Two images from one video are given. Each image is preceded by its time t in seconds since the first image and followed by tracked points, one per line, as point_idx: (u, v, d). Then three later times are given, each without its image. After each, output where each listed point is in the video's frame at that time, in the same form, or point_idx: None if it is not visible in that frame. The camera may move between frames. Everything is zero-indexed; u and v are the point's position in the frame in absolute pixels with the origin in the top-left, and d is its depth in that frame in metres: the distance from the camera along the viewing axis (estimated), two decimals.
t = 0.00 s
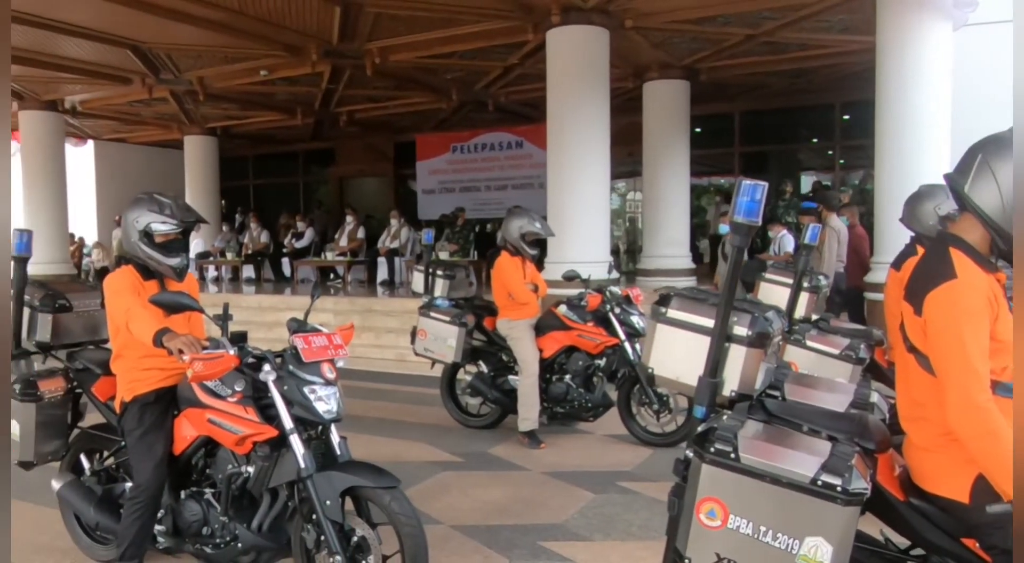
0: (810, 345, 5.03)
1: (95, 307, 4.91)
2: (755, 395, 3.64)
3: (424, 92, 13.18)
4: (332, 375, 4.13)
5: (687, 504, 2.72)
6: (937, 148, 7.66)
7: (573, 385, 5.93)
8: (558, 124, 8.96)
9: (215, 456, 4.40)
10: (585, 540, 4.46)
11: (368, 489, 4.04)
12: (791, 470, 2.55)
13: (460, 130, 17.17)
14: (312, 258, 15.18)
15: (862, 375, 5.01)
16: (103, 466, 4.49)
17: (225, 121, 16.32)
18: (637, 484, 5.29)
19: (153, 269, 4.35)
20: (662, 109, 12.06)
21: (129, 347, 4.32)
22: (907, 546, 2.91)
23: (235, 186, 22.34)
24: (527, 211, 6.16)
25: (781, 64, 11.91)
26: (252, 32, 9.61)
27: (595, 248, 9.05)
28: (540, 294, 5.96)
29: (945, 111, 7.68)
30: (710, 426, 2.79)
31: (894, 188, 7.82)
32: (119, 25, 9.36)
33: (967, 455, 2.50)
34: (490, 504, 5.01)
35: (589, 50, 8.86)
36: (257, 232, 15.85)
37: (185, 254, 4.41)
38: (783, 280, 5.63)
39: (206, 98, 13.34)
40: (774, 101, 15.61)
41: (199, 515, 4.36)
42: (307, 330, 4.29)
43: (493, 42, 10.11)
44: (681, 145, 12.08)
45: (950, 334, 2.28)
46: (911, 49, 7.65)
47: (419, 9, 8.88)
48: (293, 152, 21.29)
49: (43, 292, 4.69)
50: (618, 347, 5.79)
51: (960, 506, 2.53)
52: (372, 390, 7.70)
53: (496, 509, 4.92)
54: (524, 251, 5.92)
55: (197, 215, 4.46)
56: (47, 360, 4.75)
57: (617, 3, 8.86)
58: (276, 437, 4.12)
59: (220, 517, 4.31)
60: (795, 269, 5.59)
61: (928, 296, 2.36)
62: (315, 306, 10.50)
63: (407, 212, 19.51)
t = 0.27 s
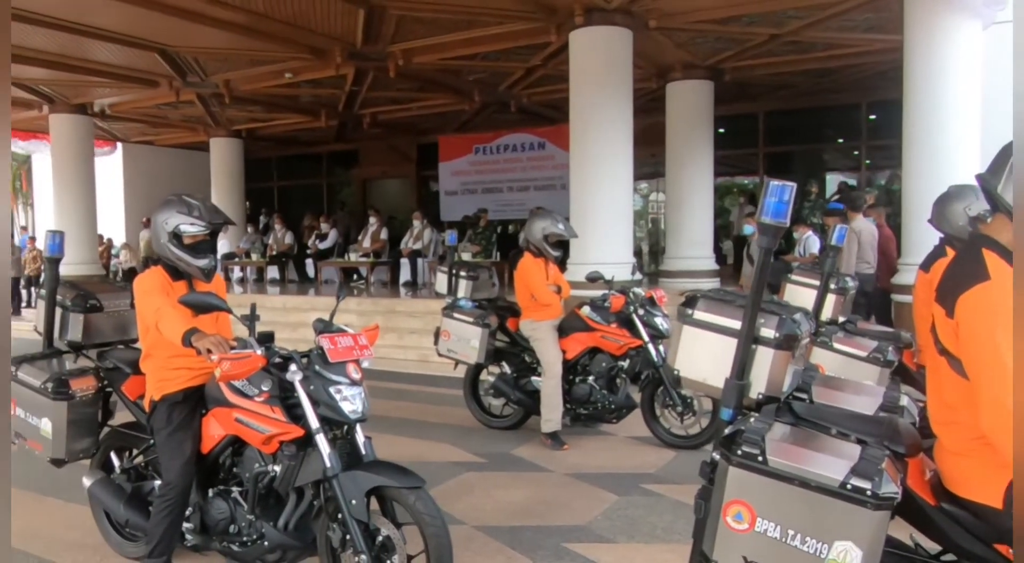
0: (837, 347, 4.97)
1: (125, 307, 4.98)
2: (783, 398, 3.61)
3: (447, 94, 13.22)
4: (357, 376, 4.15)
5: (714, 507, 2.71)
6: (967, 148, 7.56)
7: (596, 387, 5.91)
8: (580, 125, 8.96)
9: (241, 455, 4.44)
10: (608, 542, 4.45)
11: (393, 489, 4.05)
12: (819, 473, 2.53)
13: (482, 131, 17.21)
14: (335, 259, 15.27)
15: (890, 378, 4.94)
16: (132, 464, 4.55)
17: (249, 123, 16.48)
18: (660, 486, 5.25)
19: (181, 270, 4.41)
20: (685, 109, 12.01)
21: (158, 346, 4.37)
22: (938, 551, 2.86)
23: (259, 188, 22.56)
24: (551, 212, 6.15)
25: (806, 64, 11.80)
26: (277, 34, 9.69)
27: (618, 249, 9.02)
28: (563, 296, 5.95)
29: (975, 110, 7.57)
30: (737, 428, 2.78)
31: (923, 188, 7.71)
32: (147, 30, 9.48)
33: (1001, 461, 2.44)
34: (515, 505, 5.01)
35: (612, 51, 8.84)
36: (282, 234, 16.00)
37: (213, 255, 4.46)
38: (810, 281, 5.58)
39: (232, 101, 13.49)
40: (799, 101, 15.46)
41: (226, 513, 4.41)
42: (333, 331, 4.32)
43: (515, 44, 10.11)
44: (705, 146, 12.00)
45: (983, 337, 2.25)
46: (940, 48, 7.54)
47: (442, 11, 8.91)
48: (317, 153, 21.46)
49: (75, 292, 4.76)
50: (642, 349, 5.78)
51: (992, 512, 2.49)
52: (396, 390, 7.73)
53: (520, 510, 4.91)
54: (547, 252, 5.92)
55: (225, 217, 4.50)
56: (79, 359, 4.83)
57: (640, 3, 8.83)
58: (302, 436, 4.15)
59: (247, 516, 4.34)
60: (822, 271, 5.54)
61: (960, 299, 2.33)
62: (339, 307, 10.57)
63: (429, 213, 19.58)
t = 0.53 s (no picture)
0: (866, 350, 4.93)
1: (155, 307, 5.05)
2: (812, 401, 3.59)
3: (470, 96, 13.26)
4: (383, 376, 4.17)
5: (742, 511, 2.69)
6: (1000, 148, 7.44)
7: (620, 389, 5.89)
8: (604, 126, 8.95)
9: (269, 454, 4.48)
10: (633, 545, 4.43)
11: (418, 490, 4.07)
12: (849, 478, 2.51)
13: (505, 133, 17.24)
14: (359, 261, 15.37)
15: (921, 382, 4.86)
16: (161, 462, 4.60)
17: (275, 126, 16.64)
18: (685, 489, 5.23)
19: (211, 271, 4.46)
20: (709, 110, 11.96)
21: (187, 346, 4.42)
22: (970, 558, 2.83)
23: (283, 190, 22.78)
24: (575, 213, 6.15)
25: (833, 64, 11.69)
26: (303, 38, 9.78)
27: (641, 251, 9.00)
28: (586, 298, 5.94)
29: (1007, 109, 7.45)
30: (765, 432, 2.77)
31: (953, 189, 7.61)
32: (175, 34, 9.61)
33: None
34: (540, 506, 5.01)
35: (636, 52, 8.82)
36: (306, 235, 16.14)
37: (241, 257, 4.51)
38: (837, 283, 5.53)
39: (258, 104, 13.63)
40: (825, 102, 15.32)
41: (253, 512, 4.44)
42: (359, 332, 4.35)
43: (539, 45, 10.12)
44: (730, 147, 11.92)
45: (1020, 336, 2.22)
46: (970, 47, 7.44)
47: (466, 13, 8.94)
48: (340, 155, 21.62)
49: (106, 292, 4.84)
50: (666, 351, 5.76)
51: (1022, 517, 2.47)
52: (420, 391, 7.77)
53: (545, 512, 4.91)
54: (571, 254, 5.92)
55: (253, 218, 4.55)
56: (110, 358, 4.90)
57: (664, 4, 8.80)
58: (329, 436, 4.18)
59: (274, 514, 4.38)
60: (850, 272, 5.48)
61: (998, 298, 2.31)
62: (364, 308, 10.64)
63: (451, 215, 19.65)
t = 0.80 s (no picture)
0: (896, 354, 4.86)
1: (186, 308, 5.12)
2: (844, 405, 3.54)
3: (495, 98, 13.29)
4: (411, 378, 4.19)
5: (773, 515, 2.66)
6: None
7: (646, 391, 5.87)
8: (629, 128, 8.93)
9: (298, 454, 4.52)
10: (659, 548, 4.41)
11: (446, 490, 4.09)
12: (883, 482, 2.48)
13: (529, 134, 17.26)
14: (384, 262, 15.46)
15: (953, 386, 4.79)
16: (193, 462, 4.65)
17: (301, 129, 16.80)
18: (712, 493, 5.19)
19: (241, 272, 4.51)
20: (735, 111, 11.89)
21: (219, 346, 4.47)
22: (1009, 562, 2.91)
23: (309, 192, 22.99)
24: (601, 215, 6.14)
25: (862, 64, 11.57)
26: (329, 41, 9.86)
27: (667, 252, 8.97)
28: (612, 300, 5.92)
29: None
30: (797, 435, 2.74)
31: (986, 189, 7.50)
32: (205, 39, 9.74)
33: None
34: (566, 508, 5.00)
35: (662, 54, 8.79)
36: (331, 237, 16.26)
37: (271, 258, 4.55)
38: (867, 285, 5.48)
39: (285, 107, 13.77)
40: (853, 103, 15.17)
41: (283, 511, 4.49)
42: (387, 334, 4.37)
43: (564, 47, 10.12)
44: (756, 148, 11.84)
45: None
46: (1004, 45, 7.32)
47: (492, 15, 8.96)
48: (365, 158, 21.77)
49: (139, 293, 4.92)
50: (692, 353, 5.74)
51: None
52: (446, 392, 7.80)
53: (572, 514, 4.90)
54: (597, 256, 5.90)
55: (283, 221, 4.59)
56: (143, 358, 4.97)
57: (690, 5, 8.76)
58: (357, 437, 4.22)
59: (303, 514, 4.42)
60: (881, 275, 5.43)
61: None
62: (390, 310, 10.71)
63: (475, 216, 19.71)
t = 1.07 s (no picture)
0: (923, 357, 4.81)
1: (212, 310, 5.17)
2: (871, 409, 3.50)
3: (515, 100, 13.31)
4: (434, 379, 4.19)
5: (799, 520, 2.65)
6: None
7: (668, 394, 5.84)
8: (650, 130, 8.91)
9: (322, 455, 4.54)
10: (682, 551, 4.39)
11: (469, 492, 4.09)
12: (912, 488, 2.46)
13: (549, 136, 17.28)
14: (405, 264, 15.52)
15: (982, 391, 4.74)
16: (217, 462, 4.70)
17: (323, 131, 16.93)
18: (735, 497, 5.16)
19: (266, 274, 4.54)
20: (757, 112, 11.83)
21: (244, 348, 4.51)
22: None
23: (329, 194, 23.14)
24: (623, 217, 6.12)
25: (886, 65, 11.46)
26: (351, 44, 9.92)
27: (688, 255, 8.95)
28: (634, 302, 5.90)
29: None
30: (824, 440, 2.72)
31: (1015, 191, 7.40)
32: (229, 43, 9.83)
33: None
34: (588, 511, 4.99)
35: (683, 55, 8.77)
36: (352, 239, 16.36)
37: (296, 260, 4.58)
38: (893, 288, 5.44)
39: (307, 110, 13.89)
40: (877, 103, 15.03)
41: (307, 511, 4.51)
42: (410, 335, 4.39)
43: (584, 49, 10.12)
44: (779, 150, 11.76)
45: None
46: None
47: (513, 18, 8.98)
48: (386, 160, 21.88)
49: (166, 295, 4.98)
50: (715, 356, 5.73)
51: None
52: (468, 394, 7.82)
53: (594, 517, 4.89)
54: (619, 258, 5.87)
55: (307, 223, 4.62)
56: (169, 359, 5.03)
57: (712, 6, 8.72)
58: (381, 438, 4.24)
59: (327, 514, 4.44)
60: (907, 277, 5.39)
61: None
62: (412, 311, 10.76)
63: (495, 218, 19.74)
